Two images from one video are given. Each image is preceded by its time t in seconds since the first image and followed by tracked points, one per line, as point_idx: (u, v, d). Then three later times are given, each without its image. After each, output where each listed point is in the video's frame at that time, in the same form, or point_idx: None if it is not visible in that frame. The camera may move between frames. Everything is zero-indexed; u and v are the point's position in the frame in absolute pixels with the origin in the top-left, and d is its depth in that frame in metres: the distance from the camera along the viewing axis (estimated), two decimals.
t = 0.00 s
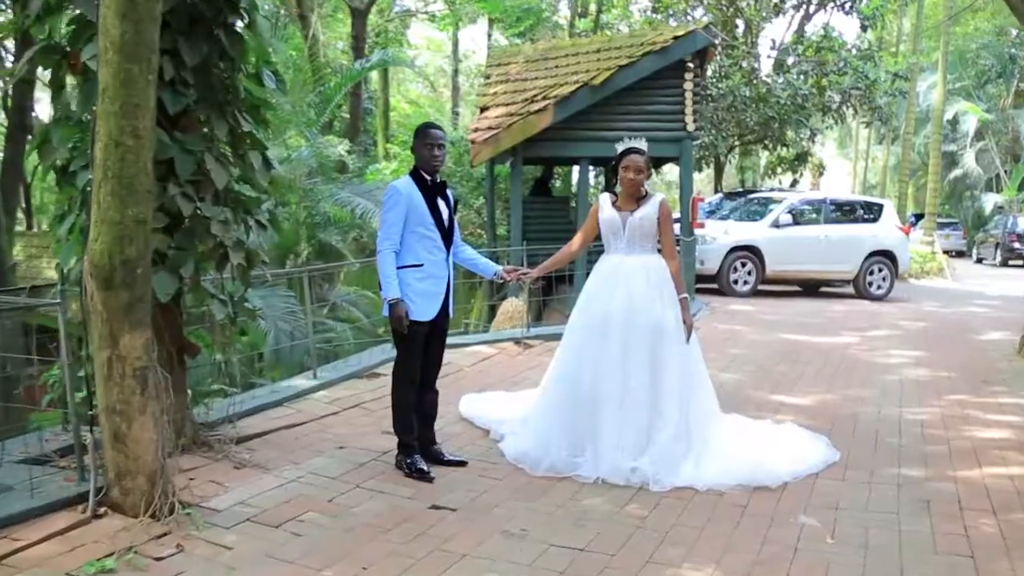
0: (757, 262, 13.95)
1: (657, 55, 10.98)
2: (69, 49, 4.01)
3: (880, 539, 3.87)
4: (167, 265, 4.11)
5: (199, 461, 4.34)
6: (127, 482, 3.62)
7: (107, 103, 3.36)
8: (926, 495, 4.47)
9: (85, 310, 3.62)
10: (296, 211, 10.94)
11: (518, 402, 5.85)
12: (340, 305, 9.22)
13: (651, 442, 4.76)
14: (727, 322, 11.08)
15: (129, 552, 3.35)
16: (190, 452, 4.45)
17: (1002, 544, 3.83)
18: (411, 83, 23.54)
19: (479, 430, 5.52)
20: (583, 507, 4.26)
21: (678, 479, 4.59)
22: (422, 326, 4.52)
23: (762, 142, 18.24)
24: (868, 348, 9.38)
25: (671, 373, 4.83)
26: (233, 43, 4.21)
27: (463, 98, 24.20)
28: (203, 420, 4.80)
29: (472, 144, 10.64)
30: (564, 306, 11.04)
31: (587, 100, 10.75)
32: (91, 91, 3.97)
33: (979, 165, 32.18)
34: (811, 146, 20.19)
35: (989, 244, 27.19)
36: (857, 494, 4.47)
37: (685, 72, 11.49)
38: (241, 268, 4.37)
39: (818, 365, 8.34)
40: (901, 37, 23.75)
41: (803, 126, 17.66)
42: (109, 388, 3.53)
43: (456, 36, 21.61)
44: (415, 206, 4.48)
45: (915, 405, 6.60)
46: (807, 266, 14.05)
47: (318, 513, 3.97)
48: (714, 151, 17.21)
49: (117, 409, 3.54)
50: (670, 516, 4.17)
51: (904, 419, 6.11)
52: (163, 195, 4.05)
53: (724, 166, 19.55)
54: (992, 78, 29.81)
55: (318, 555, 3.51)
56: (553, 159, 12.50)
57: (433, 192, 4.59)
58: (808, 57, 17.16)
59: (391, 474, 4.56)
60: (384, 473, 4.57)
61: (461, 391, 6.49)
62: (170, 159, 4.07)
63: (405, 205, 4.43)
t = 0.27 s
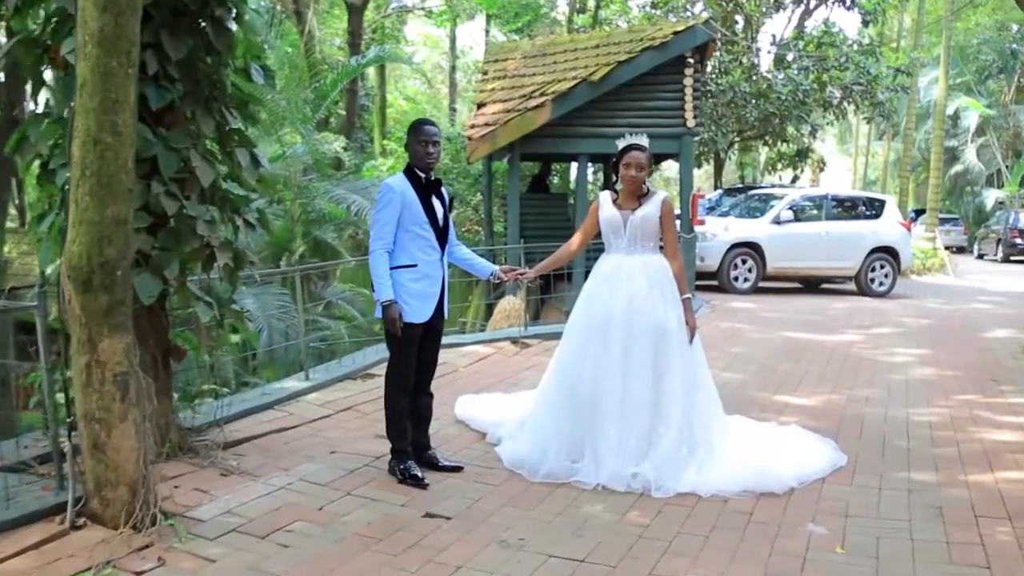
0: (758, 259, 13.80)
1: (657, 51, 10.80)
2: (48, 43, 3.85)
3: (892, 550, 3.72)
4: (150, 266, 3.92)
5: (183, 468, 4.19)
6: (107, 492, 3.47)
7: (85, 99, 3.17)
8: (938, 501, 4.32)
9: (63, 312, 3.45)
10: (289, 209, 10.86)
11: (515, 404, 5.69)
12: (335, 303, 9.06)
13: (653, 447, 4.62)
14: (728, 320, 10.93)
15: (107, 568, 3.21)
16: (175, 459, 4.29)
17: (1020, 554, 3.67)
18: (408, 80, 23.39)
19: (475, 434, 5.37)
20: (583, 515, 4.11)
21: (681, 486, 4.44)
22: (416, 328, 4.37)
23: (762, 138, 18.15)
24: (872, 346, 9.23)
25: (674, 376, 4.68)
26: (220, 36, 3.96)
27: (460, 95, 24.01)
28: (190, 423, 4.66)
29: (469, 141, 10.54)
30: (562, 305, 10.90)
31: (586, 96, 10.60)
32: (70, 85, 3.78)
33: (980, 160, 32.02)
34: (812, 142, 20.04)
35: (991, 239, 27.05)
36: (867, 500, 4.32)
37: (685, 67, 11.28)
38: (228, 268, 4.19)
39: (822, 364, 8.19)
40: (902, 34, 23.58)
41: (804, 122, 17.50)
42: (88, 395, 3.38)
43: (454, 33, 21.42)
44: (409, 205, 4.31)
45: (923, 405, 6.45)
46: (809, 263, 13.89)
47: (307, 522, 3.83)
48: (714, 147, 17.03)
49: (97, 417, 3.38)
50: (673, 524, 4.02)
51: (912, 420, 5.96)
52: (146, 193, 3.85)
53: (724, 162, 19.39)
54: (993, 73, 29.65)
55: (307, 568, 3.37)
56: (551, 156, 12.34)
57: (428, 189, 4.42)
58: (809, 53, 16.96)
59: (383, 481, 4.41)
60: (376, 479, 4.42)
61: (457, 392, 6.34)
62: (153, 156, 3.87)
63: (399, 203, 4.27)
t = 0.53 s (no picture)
0: (760, 256, 13.64)
1: (656, 45, 10.63)
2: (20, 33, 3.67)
3: (903, 560, 3.56)
4: (129, 266, 3.75)
5: (165, 476, 4.04)
6: (81, 504, 3.31)
7: (54, 91, 3.00)
8: (950, 507, 4.16)
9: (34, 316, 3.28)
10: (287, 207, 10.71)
11: (511, 406, 5.53)
12: (331, 302, 8.90)
13: (654, 450, 4.46)
14: (730, 317, 10.78)
15: None
16: (157, 466, 4.14)
17: None
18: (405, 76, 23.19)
19: (470, 437, 5.21)
20: (582, 523, 3.95)
21: (683, 491, 4.28)
22: (408, 329, 4.21)
23: (763, 133, 18.00)
24: (877, 344, 9.07)
25: (675, 377, 4.53)
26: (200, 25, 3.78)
27: (457, 91, 23.81)
28: (173, 429, 4.50)
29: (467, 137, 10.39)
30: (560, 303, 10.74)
31: (585, 91, 10.45)
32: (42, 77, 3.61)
33: (982, 155, 31.84)
34: (813, 137, 19.88)
35: (993, 234, 26.86)
36: (875, 506, 4.16)
37: (685, 61, 11.13)
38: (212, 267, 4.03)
39: (826, 362, 8.03)
40: (903, 28, 23.38)
41: (805, 117, 17.31)
42: (61, 403, 3.22)
43: (451, 29, 21.23)
44: (399, 201, 4.15)
45: (930, 405, 6.29)
46: (810, 259, 13.73)
47: (293, 532, 3.67)
48: (715, 142, 16.97)
49: (70, 425, 3.22)
50: (675, 532, 3.86)
51: (919, 421, 5.80)
52: (124, 191, 3.67)
53: (724, 158, 19.21)
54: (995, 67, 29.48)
55: None
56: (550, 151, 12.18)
57: (420, 185, 4.26)
58: (809, 47, 16.75)
59: (373, 488, 4.26)
60: (367, 486, 4.27)
61: (452, 394, 6.18)
62: (131, 151, 3.70)
63: (389, 199, 4.11)
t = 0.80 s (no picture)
0: (761, 253, 13.50)
1: (656, 39, 10.49)
2: None
3: (910, 568, 3.43)
4: (109, 265, 3.63)
5: (149, 481, 3.91)
6: (57, 513, 3.19)
7: (22, 82, 2.87)
8: (959, 512, 4.03)
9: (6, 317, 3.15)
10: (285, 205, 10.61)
11: (508, 408, 5.40)
12: (329, 300, 8.78)
13: (652, 454, 4.33)
14: (732, 315, 10.65)
15: None
16: (141, 472, 4.01)
17: None
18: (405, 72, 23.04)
19: (465, 440, 5.08)
20: (579, 531, 3.82)
21: (683, 496, 4.15)
22: (400, 329, 4.09)
23: (765, 128, 17.84)
24: (880, 342, 8.94)
25: (676, 378, 4.39)
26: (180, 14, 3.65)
27: (456, 87, 23.64)
28: (162, 433, 4.39)
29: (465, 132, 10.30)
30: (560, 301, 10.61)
31: (584, 85, 10.31)
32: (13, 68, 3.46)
33: (985, 151, 31.68)
34: (815, 132, 19.74)
35: (995, 231, 26.69)
36: (881, 512, 4.03)
37: (685, 55, 10.93)
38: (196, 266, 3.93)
39: (829, 361, 7.90)
40: (906, 22, 23.21)
41: (807, 112, 17.16)
42: (34, 408, 3.09)
43: (450, 24, 21.06)
44: (389, 197, 4.02)
45: (936, 405, 6.16)
46: (812, 256, 13.59)
47: (280, 541, 3.54)
48: (716, 137, 16.81)
49: (44, 431, 3.10)
50: (675, 540, 3.73)
51: (925, 422, 5.67)
52: (102, 187, 3.54)
53: (725, 153, 19.06)
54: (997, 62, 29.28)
55: None
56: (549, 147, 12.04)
57: (410, 180, 4.12)
58: (811, 41, 16.70)
59: (364, 493, 4.13)
60: (358, 492, 4.14)
61: (447, 395, 6.05)
62: (109, 146, 3.57)
63: (379, 195, 3.98)
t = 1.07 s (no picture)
0: (764, 249, 13.31)
1: (657, 32, 10.34)
2: None
3: None
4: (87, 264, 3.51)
5: (132, 487, 3.78)
6: (31, 522, 3.05)
7: None
8: (969, 519, 3.89)
9: None
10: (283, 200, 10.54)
11: (505, 408, 5.26)
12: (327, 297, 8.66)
13: (653, 458, 4.19)
14: (734, 312, 10.51)
15: None
16: (124, 476, 3.88)
17: None
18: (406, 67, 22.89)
19: (461, 442, 4.95)
20: (577, 538, 3.69)
21: (685, 501, 4.02)
22: (391, 330, 3.96)
23: (767, 123, 17.68)
24: (885, 340, 8.80)
25: (676, 379, 4.26)
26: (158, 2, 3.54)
27: (457, 82, 23.48)
28: (147, 435, 4.27)
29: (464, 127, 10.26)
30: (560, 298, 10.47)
31: (584, 79, 10.18)
32: None
33: (988, 146, 31.48)
34: (818, 127, 19.58)
35: (999, 226, 26.52)
36: (889, 518, 3.90)
37: (686, 48, 10.83)
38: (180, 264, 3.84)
39: (833, 359, 7.76)
40: (909, 17, 23.04)
41: (810, 107, 16.99)
42: (5, 414, 2.95)
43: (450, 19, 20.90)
44: (379, 193, 3.89)
45: (943, 405, 6.02)
46: (815, 252, 13.44)
47: (266, 550, 3.41)
48: (718, 132, 16.66)
49: (17, 437, 2.96)
50: (676, 548, 3.59)
51: (933, 423, 5.53)
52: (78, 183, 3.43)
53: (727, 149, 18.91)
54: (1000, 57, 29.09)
55: None
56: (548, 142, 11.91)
57: (400, 176, 3.98)
58: (813, 35, 16.57)
59: (355, 498, 4.00)
60: (349, 497, 4.01)
61: (443, 395, 5.92)
62: (85, 140, 3.47)
63: (368, 191, 3.86)
